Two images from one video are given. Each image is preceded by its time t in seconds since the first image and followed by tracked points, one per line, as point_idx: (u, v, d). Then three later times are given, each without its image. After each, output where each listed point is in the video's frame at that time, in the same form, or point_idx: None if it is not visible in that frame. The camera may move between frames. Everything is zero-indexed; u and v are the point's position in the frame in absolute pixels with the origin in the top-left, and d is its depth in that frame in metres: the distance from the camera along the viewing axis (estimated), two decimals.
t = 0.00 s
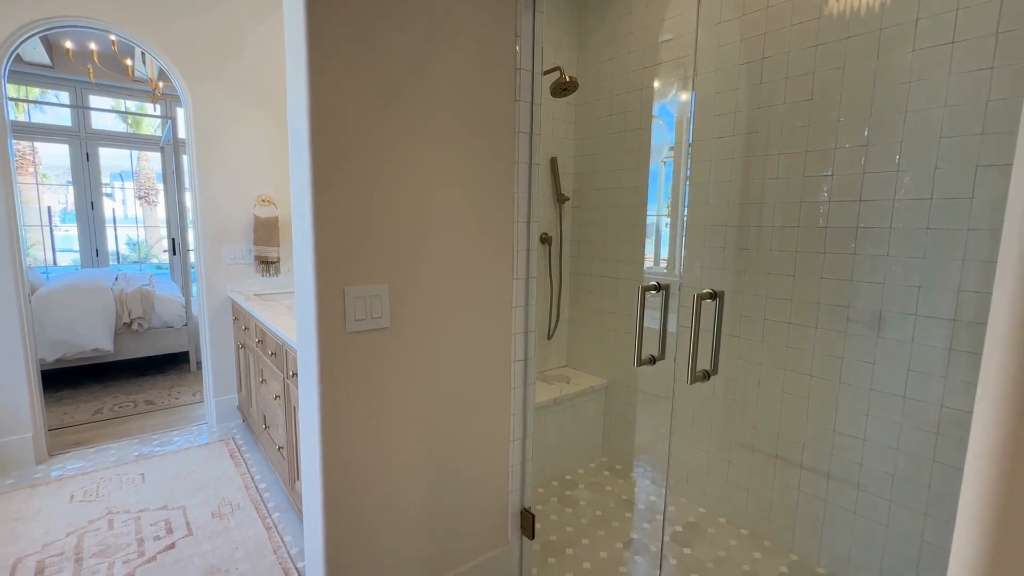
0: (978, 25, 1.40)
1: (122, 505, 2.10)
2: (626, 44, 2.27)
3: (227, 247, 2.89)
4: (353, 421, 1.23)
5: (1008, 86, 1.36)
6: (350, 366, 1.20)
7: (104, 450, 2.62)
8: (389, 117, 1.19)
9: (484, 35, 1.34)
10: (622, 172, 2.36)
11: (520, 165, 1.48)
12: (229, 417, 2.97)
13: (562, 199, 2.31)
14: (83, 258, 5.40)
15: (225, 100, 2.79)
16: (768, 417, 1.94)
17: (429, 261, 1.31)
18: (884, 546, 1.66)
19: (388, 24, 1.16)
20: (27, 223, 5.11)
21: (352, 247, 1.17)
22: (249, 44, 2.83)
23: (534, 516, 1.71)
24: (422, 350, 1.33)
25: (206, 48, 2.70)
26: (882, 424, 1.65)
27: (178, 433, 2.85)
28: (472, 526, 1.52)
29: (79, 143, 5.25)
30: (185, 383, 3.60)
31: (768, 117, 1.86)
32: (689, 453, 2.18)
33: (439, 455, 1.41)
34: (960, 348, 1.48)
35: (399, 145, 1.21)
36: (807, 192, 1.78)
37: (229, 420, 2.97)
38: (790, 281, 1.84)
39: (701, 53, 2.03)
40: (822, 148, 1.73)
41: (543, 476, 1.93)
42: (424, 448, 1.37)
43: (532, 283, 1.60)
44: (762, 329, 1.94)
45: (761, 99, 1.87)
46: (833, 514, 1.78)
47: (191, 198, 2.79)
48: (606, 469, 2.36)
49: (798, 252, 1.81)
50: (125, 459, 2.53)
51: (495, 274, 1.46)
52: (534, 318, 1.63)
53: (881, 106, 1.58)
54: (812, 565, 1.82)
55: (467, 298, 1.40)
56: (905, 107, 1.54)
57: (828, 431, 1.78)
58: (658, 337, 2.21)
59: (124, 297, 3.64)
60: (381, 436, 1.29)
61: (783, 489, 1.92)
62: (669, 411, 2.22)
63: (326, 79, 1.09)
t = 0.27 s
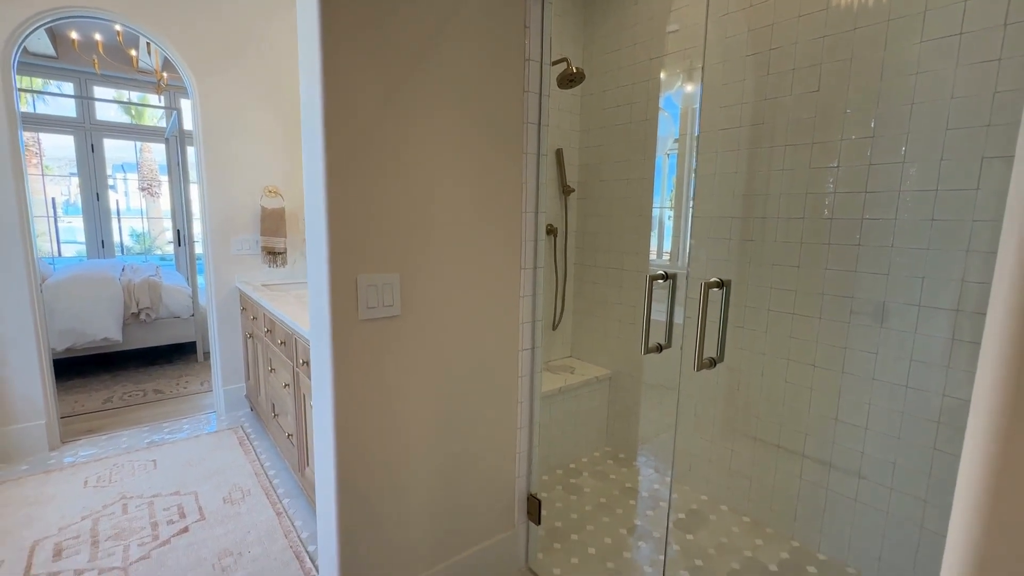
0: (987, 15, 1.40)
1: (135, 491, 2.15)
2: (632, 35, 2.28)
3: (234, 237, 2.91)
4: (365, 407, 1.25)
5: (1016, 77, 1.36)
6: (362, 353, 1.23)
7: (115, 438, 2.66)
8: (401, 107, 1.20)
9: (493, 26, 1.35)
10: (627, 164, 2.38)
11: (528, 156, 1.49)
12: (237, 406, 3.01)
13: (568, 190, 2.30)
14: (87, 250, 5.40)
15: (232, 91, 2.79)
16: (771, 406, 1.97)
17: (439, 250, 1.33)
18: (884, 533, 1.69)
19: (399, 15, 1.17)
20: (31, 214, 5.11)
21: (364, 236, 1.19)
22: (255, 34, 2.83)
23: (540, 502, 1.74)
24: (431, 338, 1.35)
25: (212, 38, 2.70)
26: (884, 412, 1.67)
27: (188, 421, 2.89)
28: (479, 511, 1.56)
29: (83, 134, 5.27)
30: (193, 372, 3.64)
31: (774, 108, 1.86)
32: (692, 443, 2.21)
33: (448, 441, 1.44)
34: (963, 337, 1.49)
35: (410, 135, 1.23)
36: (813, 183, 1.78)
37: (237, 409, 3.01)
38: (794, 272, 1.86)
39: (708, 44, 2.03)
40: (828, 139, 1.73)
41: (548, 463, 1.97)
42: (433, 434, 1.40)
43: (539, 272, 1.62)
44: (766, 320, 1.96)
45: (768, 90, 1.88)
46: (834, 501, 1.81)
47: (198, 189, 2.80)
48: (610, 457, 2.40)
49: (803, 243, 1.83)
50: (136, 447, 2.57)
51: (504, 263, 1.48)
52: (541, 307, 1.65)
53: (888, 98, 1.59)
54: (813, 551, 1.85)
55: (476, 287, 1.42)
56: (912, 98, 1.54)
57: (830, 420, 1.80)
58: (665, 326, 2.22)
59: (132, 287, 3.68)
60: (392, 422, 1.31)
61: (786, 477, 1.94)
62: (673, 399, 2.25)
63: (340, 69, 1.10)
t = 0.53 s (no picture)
0: (998, 7, 1.40)
1: (150, 476, 2.19)
2: (640, 26, 2.30)
3: (243, 228, 2.93)
4: (379, 393, 1.28)
5: None
6: (375, 341, 1.25)
7: (129, 425, 2.71)
8: (413, 99, 1.22)
9: (504, 18, 1.36)
10: (634, 156, 2.40)
11: (538, 147, 1.51)
12: (247, 394, 3.06)
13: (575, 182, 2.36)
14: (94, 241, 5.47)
15: (240, 82, 2.81)
16: (776, 396, 1.99)
17: (451, 241, 1.35)
18: (885, 521, 1.71)
19: (412, 7, 1.18)
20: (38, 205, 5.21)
21: (378, 226, 1.21)
22: (263, 25, 2.84)
23: (547, 488, 1.77)
24: (443, 327, 1.37)
25: (220, 29, 2.71)
26: (888, 403, 1.69)
27: (199, 409, 2.94)
28: (488, 497, 1.59)
29: (91, 126, 5.30)
30: (202, 362, 3.69)
31: (782, 100, 1.87)
32: (697, 433, 2.23)
33: (458, 428, 1.47)
34: (968, 329, 1.51)
35: (423, 126, 1.24)
36: (821, 175, 1.79)
37: (247, 397, 3.06)
38: (801, 264, 1.87)
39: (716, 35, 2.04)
40: (835, 131, 1.74)
41: (554, 451, 2.00)
42: (444, 421, 1.43)
43: (548, 263, 1.64)
44: (771, 311, 1.97)
45: (776, 82, 1.88)
46: (837, 490, 1.84)
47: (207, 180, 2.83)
48: (614, 447, 2.46)
49: (810, 235, 1.84)
50: (149, 434, 2.62)
51: (514, 254, 1.50)
52: (549, 297, 1.68)
53: (896, 90, 1.59)
54: (815, 539, 1.88)
55: (486, 277, 1.44)
56: (921, 90, 1.54)
57: (834, 410, 1.82)
58: (672, 314, 2.18)
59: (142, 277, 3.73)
60: (405, 408, 1.34)
61: (789, 466, 1.97)
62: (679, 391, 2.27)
63: (355, 61, 1.11)
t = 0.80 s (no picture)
0: None
1: (168, 460, 2.25)
2: (651, 17, 2.30)
3: (255, 219, 2.97)
4: (394, 378, 1.31)
5: None
6: (391, 328, 1.28)
7: (145, 411, 2.77)
8: (429, 90, 1.24)
9: (518, 9, 1.37)
10: (643, 148, 2.42)
11: (550, 137, 1.52)
12: (259, 382, 3.11)
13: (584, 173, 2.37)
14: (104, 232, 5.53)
15: (253, 74, 2.83)
16: (782, 387, 2.01)
17: (464, 229, 1.37)
18: (890, 509, 1.74)
19: None
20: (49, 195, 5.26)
21: (394, 214, 1.23)
22: (275, 16, 2.85)
23: (556, 474, 1.81)
24: (456, 315, 1.40)
25: (232, 20, 2.72)
26: (895, 392, 1.70)
27: (213, 396, 2.99)
28: (498, 480, 1.63)
29: (103, 117, 5.36)
30: (214, 350, 3.75)
31: (793, 91, 1.87)
32: (704, 423, 2.25)
33: (470, 414, 1.50)
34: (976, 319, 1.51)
35: (437, 116, 1.26)
36: (831, 166, 1.80)
37: (259, 385, 3.11)
38: (810, 255, 1.88)
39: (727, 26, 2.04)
40: (846, 123, 1.74)
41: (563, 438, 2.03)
42: (457, 406, 1.46)
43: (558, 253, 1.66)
44: (780, 302, 1.98)
45: (788, 73, 1.88)
46: (842, 479, 1.86)
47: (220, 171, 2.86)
48: (621, 437, 2.49)
49: (819, 226, 1.85)
50: (165, 419, 2.68)
51: (525, 243, 1.53)
52: (559, 287, 1.70)
53: (908, 81, 1.59)
54: (820, 527, 1.91)
55: (498, 265, 1.47)
56: (934, 82, 1.54)
57: (841, 400, 1.84)
58: (683, 301, 2.24)
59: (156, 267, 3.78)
60: (419, 393, 1.37)
61: (795, 455, 1.99)
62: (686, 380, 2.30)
63: (372, 51, 1.13)
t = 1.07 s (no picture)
0: None
1: (188, 444, 2.31)
2: (664, 8, 2.32)
3: (269, 210, 3.01)
4: (411, 363, 1.35)
5: None
6: (408, 314, 1.31)
7: (163, 397, 2.84)
8: (446, 81, 1.26)
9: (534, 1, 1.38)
10: (656, 140, 2.43)
11: (564, 128, 1.54)
12: (274, 370, 3.17)
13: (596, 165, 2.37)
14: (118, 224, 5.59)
15: (267, 65, 2.86)
16: (792, 378, 2.02)
17: (480, 217, 1.39)
18: (898, 500, 1.75)
19: None
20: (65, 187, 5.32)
21: (412, 202, 1.26)
22: (289, 8, 2.88)
23: (567, 461, 1.84)
24: (471, 302, 1.43)
25: (248, 12, 2.75)
26: (905, 384, 1.71)
27: (229, 383, 3.06)
28: (510, 466, 1.66)
29: (118, 109, 5.42)
30: (229, 339, 3.82)
31: (808, 82, 1.86)
32: (713, 414, 2.27)
33: (484, 400, 1.53)
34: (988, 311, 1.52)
35: (454, 106, 1.29)
36: (845, 158, 1.79)
37: (274, 373, 3.17)
38: (822, 247, 1.89)
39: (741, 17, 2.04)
40: (861, 114, 1.74)
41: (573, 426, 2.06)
42: (471, 392, 1.49)
43: (571, 243, 1.68)
44: (791, 294, 1.99)
45: (803, 65, 1.87)
46: (851, 469, 1.87)
47: (236, 162, 2.91)
48: (630, 427, 2.52)
49: (831, 218, 1.85)
50: (183, 405, 2.74)
51: (539, 233, 1.55)
52: (572, 276, 1.72)
53: (924, 72, 1.59)
54: (828, 517, 1.92)
55: (512, 254, 1.49)
56: (951, 72, 1.53)
57: (851, 391, 1.85)
58: (695, 290, 2.22)
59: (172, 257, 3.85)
60: (434, 379, 1.41)
61: (804, 446, 2.00)
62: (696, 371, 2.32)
63: (392, 42, 1.16)
